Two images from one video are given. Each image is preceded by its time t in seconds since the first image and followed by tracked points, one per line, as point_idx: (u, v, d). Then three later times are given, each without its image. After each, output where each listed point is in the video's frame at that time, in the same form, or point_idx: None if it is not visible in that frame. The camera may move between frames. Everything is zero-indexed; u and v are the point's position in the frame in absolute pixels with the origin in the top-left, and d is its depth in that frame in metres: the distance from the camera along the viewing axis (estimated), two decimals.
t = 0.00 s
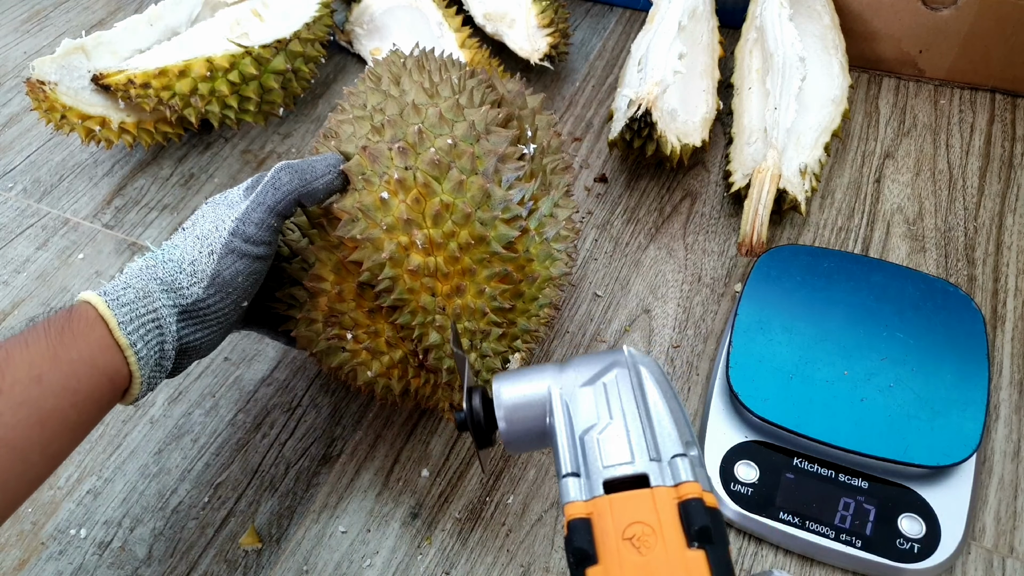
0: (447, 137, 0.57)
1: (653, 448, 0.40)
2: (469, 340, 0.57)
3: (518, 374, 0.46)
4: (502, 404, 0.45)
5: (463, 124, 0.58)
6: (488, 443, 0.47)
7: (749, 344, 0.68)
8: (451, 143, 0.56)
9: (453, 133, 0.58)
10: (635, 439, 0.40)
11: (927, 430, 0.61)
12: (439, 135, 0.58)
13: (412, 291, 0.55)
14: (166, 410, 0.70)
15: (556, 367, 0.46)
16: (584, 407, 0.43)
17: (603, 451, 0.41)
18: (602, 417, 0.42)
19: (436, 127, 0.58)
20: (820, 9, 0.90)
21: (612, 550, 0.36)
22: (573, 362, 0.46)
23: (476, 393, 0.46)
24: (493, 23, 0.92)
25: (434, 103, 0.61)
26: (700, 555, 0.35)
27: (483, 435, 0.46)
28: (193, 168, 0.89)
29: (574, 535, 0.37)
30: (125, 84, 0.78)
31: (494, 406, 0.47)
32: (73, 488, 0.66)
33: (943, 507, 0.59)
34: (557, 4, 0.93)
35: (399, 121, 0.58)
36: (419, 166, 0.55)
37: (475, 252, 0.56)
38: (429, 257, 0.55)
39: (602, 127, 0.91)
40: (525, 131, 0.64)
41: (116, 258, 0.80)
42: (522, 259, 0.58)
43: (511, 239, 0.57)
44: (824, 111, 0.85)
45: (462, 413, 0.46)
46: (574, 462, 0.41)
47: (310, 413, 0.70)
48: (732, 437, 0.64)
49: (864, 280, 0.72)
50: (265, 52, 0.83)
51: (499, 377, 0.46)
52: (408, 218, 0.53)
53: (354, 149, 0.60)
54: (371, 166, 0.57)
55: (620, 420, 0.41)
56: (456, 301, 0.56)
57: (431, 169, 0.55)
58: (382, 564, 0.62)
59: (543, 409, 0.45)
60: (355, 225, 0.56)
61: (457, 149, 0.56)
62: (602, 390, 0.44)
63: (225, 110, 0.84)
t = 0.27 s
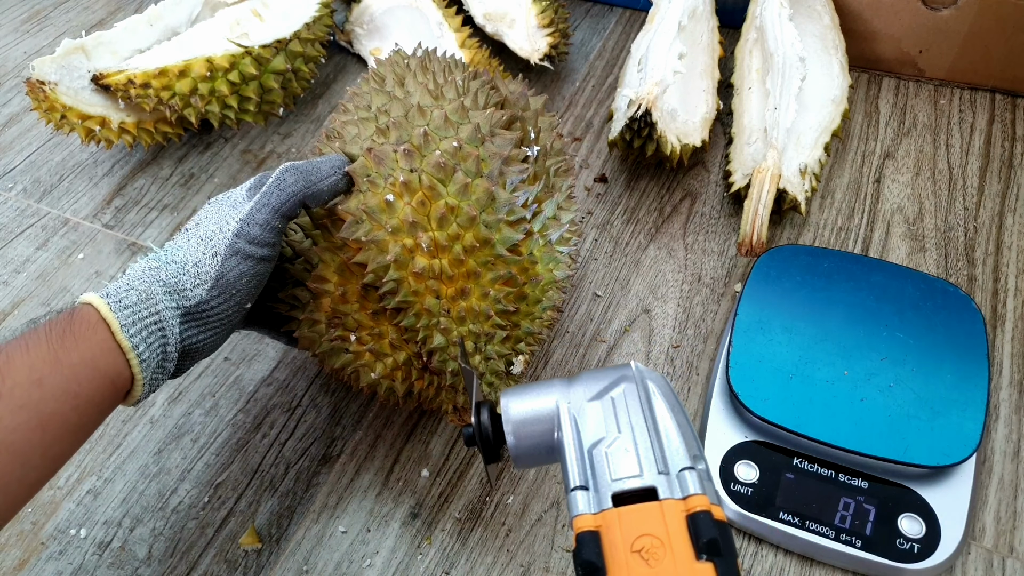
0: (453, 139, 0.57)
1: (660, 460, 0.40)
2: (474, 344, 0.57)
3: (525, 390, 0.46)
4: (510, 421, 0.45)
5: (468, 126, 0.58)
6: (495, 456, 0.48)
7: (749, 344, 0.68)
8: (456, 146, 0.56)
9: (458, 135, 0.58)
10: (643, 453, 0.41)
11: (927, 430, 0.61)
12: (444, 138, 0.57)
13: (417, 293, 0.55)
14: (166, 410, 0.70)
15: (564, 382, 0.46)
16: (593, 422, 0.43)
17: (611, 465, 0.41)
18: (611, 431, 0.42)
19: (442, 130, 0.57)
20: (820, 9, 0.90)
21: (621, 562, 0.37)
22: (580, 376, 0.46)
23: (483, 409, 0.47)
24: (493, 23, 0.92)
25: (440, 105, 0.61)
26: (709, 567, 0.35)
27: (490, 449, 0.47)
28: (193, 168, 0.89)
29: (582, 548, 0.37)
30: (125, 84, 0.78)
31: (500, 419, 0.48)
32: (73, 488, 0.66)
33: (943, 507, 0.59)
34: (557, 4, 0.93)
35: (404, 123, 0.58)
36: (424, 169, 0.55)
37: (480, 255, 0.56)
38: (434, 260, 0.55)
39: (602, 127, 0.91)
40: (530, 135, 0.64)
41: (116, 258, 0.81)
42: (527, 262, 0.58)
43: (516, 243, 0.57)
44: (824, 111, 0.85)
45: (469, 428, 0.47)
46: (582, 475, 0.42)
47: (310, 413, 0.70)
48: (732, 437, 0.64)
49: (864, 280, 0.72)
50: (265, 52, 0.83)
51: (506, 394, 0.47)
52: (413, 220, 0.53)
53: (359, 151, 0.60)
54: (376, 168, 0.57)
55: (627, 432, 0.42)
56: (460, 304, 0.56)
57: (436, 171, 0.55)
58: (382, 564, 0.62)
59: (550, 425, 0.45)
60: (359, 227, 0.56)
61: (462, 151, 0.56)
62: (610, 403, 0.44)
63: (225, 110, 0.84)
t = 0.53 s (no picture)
0: (455, 140, 0.56)
1: (660, 474, 0.40)
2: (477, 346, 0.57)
3: (528, 407, 0.47)
4: (513, 437, 0.46)
5: (470, 127, 0.58)
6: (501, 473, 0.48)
7: (749, 344, 0.68)
8: (458, 147, 0.55)
9: (461, 136, 0.57)
10: (642, 467, 0.41)
11: (927, 430, 0.61)
12: (446, 138, 0.57)
13: (419, 294, 0.55)
14: (166, 410, 0.70)
15: (567, 399, 0.46)
16: (594, 438, 0.44)
17: (611, 479, 0.41)
18: (611, 446, 0.43)
19: (443, 131, 0.57)
20: (820, 9, 0.90)
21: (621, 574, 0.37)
22: (583, 393, 0.47)
23: (488, 424, 0.47)
24: (493, 23, 0.92)
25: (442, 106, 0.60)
26: None
27: (495, 466, 0.47)
28: (193, 168, 0.89)
29: (582, 560, 0.38)
30: (125, 84, 0.78)
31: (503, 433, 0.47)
32: (73, 488, 0.66)
33: (943, 507, 0.59)
34: (557, 4, 0.93)
35: (407, 123, 0.58)
36: (426, 169, 0.55)
37: (482, 255, 0.56)
38: (436, 261, 0.55)
39: (602, 127, 0.91)
40: (530, 135, 0.63)
41: (116, 258, 0.81)
42: (528, 263, 0.58)
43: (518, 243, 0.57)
44: (824, 111, 0.85)
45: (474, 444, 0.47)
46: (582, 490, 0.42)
47: (310, 413, 0.70)
48: (732, 436, 0.64)
49: (864, 280, 0.72)
50: (265, 52, 0.83)
51: (509, 410, 0.47)
52: (416, 221, 0.53)
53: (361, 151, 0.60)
54: (378, 169, 0.56)
55: (626, 446, 0.42)
56: (462, 305, 0.56)
57: (439, 172, 0.54)
58: (382, 564, 0.62)
59: (553, 441, 0.45)
60: (362, 228, 0.56)
61: (464, 152, 0.56)
62: (610, 418, 0.44)
63: (225, 110, 0.84)
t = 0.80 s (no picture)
0: (459, 139, 0.57)
1: (662, 466, 0.40)
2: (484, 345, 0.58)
3: (533, 399, 0.47)
4: (518, 429, 0.46)
5: (473, 126, 0.58)
6: (505, 462, 0.49)
7: (749, 344, 0.68)
8: (462, 146, 0.56)
9: (464, 135, 0.57)
10: (645, 458, 0.41)
11: (927, 430, 0.61)
12: (449, 138, 0.57)
13: (426, 292, 0.55)
14: (166, 410, 0.70)
15: (572, 392, 0.47)
16: (598, 430, 0.44)
17: (614, 470, 0.41)
18: (615, 438, 0.43)
19: (447, 130, 0.57)
20: (820, 9, 0.90)
21: (622, 565, 0.37)
22: (587, 386, 0.47)
23: (493, 417, 0.48)
24: (493, 23, 0.92)
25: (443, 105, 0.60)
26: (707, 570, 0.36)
27: (500, 456, 0.48)
28: (193, 169, 0.89)
29: (585, 551, 0.38)
30: (125, 84, 0.78)
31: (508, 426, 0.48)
32: (73, 488, 0.66)
33: (943, 507, 0.59)
34: (557, 4, 0.93)
35: (409, 123, 0.58)
36: (430, 169, 0.55)
37: (488, 254, 0.56)
38: (442, 260, 0.55)
39: (602, 127, 0.91)
40: (531, 131, 0.63)
41: (116, 258, 0.81)
42: (533, 261, 0.59)
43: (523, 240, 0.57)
44: (824, 111, 0.85)
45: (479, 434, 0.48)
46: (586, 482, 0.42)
47: (310, 413, 0.70)
48: (732, 437, 0.64)
49: (863, 280, 0.72)
50: (265, 52, 0.83)
51: (515, 401, 0.48)
52: (421, 221, 0.53)
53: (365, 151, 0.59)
54: (382, 169, 0.56)
55: (629, 438, 0.42)
56: (469, 303, 0.56)
57: (443, 169, 0.54)
58: (382, 564, 0.62)
59: (557, 432, 0.46)
60: (367, 228, 0.56)
61: (468, 151, 0.56)
62: (614, 411, 0.44)
63: (225, 110, 0.84)
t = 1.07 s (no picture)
0: (467, 135, 0.57)
1: (671, 459, 0.41)
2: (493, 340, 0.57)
3: (542, 393, 0.47)
4: (529, 423, 0.46)
5: (481, 121, 0.58)
6: (516, 457, 0.49)
7: (749, 344, 0.68)
8: (471, 141, 0.56)
9: (472, 131, 0.58)
10: (654, 450, 0.41)
11: (927, 430, 0.61)
12: (458, 134, 0.57)
13: (435, 288, 0.56)
14: (166, 410, 0.70)
15: (581, 386, 0.47)
16: (606, 423, 0.44)
17: (624, 462, 0.41)
18: (624, 430, 0.43)
19: (456, 126, 0.57)
20: (820, 9, 0.90)
21: (632, 556, 0.37)
22: (596, 380, 0.47)
23: (503, 410, 0.48)
24: (493, 23, 0.92)
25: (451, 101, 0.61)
26: (717, 562, 0.36)
27: (510, 450, 0.48)
28: (193, 169, 0.89)
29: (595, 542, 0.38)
30: (125, 84, 0.78)
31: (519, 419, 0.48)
32: (73, 488, 0.66)
33: (943, 507, 0.59)
34: (557, 4, 0.93)
35: (418, 120, 0.57)
36: (440, 165, 0.55)
37: (497, 250, 0.56)
38: (452, 255, 0.55)
39: (602, 127, 0.91)
40: (535, 129, 0.64)
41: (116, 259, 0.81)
42: (541, 255, 0.58)
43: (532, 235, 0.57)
44: (824, 111, 0.85)
45: (490, 428, 0.48)
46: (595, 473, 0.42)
47: (310, 413, 0.70)
48: (732, 437, 0.64)
49: (863, 280, 0.72)
50: (265, 52, 0.83)
51: (524, 396, 0.47)
52: (432, 216, 0.53)
53: (373, 147, 0.59)
54: (392, 165, 0.56)
55: (639, 431, 0.42)
56: (479, 299, 0.56)
57: (454, 165, 0.54)
58: (382, 564, 0.62)
59: (567, 425, 0.45)
60: (376, 224, 0.56)
61: (477, 147, 0.56)
62: (622, 404, 0.44)
63: (225, 110, 0.84)
